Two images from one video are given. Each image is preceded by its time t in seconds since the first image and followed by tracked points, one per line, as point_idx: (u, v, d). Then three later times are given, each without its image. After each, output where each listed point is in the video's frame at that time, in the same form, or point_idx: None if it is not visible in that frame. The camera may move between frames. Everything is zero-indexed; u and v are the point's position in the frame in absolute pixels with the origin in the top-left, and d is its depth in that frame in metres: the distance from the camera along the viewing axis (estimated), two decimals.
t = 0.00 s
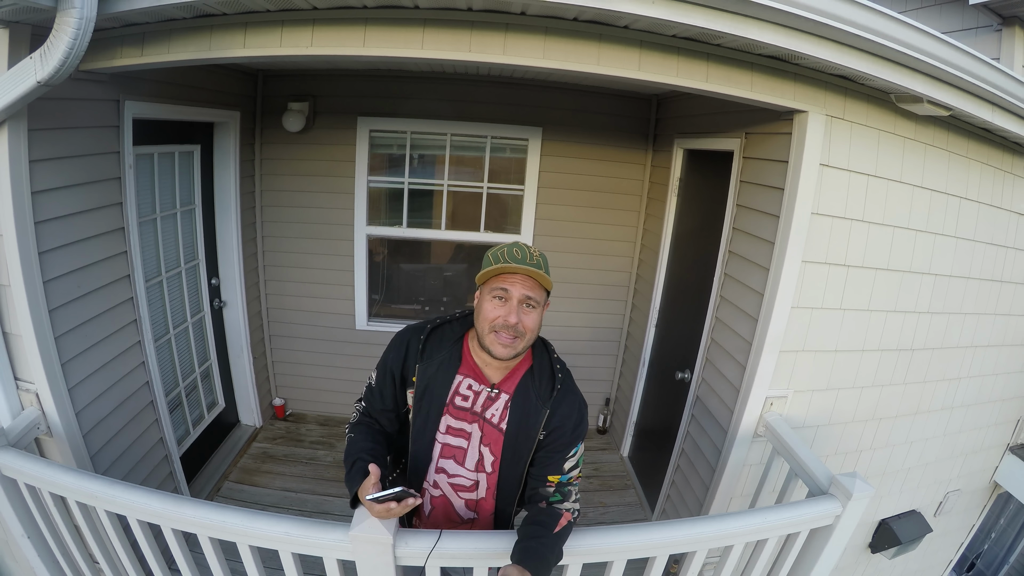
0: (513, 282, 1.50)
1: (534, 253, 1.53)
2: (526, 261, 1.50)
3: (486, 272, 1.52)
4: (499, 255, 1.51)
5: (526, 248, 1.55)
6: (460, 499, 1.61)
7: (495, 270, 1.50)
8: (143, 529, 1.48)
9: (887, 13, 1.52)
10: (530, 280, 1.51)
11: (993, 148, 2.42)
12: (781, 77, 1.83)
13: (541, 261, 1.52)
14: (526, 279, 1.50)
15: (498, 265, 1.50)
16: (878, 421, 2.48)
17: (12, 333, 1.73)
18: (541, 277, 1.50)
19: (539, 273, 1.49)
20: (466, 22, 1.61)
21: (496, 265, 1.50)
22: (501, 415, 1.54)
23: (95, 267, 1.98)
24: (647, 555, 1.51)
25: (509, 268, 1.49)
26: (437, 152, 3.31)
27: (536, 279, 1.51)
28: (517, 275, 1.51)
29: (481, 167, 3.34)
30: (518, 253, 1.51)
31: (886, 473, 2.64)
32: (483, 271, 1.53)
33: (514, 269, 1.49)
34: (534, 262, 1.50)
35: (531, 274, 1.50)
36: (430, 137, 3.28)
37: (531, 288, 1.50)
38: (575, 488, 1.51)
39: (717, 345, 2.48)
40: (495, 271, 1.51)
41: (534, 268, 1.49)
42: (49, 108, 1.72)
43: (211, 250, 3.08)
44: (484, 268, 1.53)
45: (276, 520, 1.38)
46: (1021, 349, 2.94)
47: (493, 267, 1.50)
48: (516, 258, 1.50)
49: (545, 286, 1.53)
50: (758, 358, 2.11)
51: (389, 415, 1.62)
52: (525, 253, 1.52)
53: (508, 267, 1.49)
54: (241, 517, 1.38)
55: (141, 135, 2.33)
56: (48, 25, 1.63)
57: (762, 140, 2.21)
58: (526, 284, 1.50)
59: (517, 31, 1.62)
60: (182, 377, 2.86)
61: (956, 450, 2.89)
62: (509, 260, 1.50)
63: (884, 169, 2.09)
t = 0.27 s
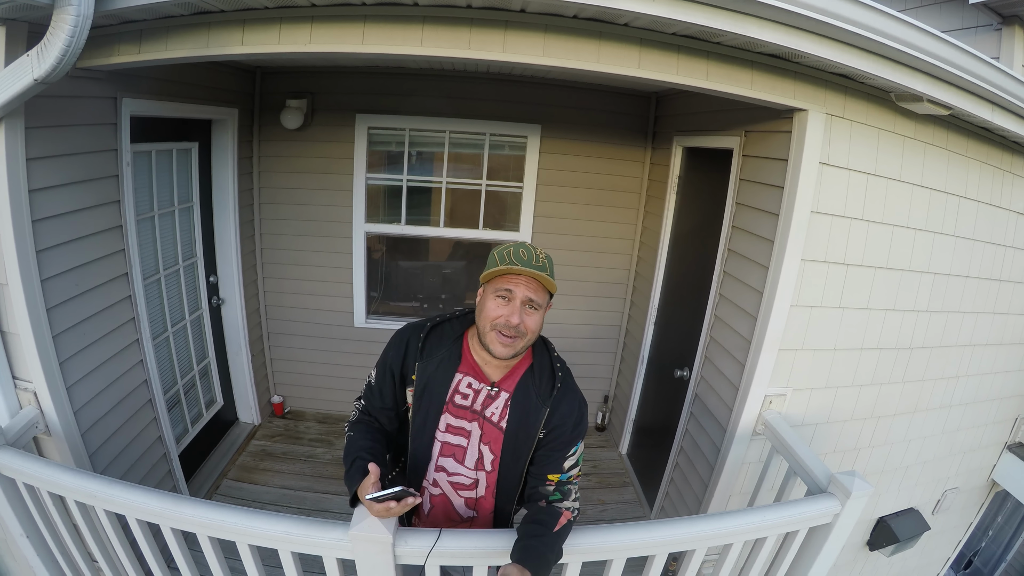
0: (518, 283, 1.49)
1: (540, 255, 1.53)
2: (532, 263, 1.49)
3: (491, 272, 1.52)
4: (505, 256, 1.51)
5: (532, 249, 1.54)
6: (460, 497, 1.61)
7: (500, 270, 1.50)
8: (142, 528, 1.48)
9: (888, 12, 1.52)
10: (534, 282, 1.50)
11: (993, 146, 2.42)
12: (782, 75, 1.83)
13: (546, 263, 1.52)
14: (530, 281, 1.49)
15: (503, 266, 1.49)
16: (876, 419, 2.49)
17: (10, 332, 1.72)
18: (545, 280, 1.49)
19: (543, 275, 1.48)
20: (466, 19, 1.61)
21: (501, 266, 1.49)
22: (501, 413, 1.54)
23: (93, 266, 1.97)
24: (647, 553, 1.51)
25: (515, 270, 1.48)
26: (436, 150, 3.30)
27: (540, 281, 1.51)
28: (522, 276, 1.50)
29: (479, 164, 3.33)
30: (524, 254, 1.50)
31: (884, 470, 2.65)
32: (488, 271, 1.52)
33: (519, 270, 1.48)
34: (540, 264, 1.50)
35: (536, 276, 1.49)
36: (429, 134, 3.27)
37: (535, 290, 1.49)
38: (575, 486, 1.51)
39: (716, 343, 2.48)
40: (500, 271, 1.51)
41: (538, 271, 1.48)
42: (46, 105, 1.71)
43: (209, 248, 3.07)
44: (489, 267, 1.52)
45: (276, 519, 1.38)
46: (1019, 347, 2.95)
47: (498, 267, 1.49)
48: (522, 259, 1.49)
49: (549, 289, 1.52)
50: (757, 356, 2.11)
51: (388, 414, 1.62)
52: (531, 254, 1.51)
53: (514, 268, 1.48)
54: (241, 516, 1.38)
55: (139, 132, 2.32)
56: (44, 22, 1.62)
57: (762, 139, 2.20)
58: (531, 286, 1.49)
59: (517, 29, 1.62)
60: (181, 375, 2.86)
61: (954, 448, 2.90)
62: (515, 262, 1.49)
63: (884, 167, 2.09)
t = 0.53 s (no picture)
0: (521, 287, 1.49)
1: (547, 261, 1.53)
2: (538, 268, 1.49)
3: (497, 271, 1.52)
4: (512, 258, 1.50)
5: (541, 254, 1.54)
6: (459, 498, 1.61)
7: (505, 271, 1.50)
8: (141, 529, 1.48)
9: (886, 13, 1.52)
10: (537, 288, 1.50)
11: (991, 147, 2.43)
12: (780, 76, 1.84)
13: (552, 270, 1.51)
14: (533, 287, 1.49)
15: (509, 268, 1.49)
16: (875, 419, 2.49)
17: (9, 332, 1.71)
18: (548, 287, 1.49)
19: (547, 282, 1.48)
20: (465, 20, 1.61)
21: (506, 266, 1.49)
22: (500, 414, 1.54)
23: (92, 266, 1.97)
24: (647, 554, 1.51)
25: (519, 272, 1.48)
26: (435, 150, 3.30)
27: (542, 288, 1.50)
28: (526, 280, 1.50)
29: (478, 165, 3.33)
30: (531, 258, 1.50)
31: (883, 471, 2.65)
32: (494, 270, 1.52)
33: (524, 274, 1.48)
34: (546, 270, 1.50)
35: (538, 282, 1.48)
36: (428, 135, 3.28)
37: (536, 296, 1.49)
38: (574, 487, 1.51)
39: (715, 343, 2.48)
40: (505, 272, 1.50)
41: (543, 277, 1.48)
42: (46, 106, 1.71)
43: (208, 249, 3.07)
44: (494, 267, 1.52)
45: (276, 520, 1.37)
46: (1018, 347, 2.96)
47: (503, 268, 1.49)
48: (529, 263, 1.49)
49: (551, 297, 1.52)
50: (756, 356, 2.12)
51: (388, 414, 1.62)
52: (538, 259, 1.51)
53: (519, 271, 1.48)
54: (241, 517, 1.38)
55: (138, 133, 2.32)
56: (44, 22, 1.62)
57: (761, 139, 2.21)
58: (533, 291, 1.49)
59: (516, 29, 1.62)
60: (180, 376, 2.85)
61: (953, 448, 2.90)
62: (521, 265, 1.49)
63: (883, 168, 2.10)
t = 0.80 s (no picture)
0: (518, 288, 1.49)
1: (545, 261, 1.53)
2: (535, 269, 1.49)
3: (494, 272, 1.52)
4: (510, 258, 1.51)
5: (538, 254, 1.54)
6: (460, 500, 1.60)
7: (502, 271, 1.50)
8: (141, 533, 1.48)
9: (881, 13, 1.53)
10: (535, 288, 1.50)
11: (986, 146, 2.44)
12: (776, 76, 1.85)
13: (550, 270, 1.52)
14: (531, 287, 1.50)
15: (506, 268, 1.49)
16: (875, 418, 2.50)
17: (9, 338, 1.71)
18: (546, 287, 1.49)
19: (545, 282, 1.48)
20: (462, 23, 1.62)
21: (504, 267, 1.50)
22: (501, 415, 1.54)
23: (92, 271, 1.97)
24: (647, 554, 1.51)
25: (517, 273, 1.48)
26: (433, 154, 3.31)
27: (540, 289, 1.51)
28: (523, 281, 1.50)
29: (476, 168, 3.34)
30: (528, 259, 1.50)
31: (884, 470, 2.65)
32: (492, 271, 1.53)
33: (521, 274, 1.48)
34: (543, 270, 1.50)
35: (536, 282, 1.49)
36: (426, 138, 3.29)
37: (534, 297, 1.50)
38: (574, 488, 1.51)
39: (714, 344, 2.49)
40: (503, 272, 1.51)
41: (540, 277, 1.48)
42: (45, 111, 1.71)
43: (207, 253, 3.07)
44: (492, 267, 1.53)
45: (276, 522, 1.37)
46: (1016, 345, 2.96)
47: (501, 268, 1.50)
48: (526, 264, 1.49)
49: (550, 297, 1.52)
50: (755, 356, 2.12)
51: (388, 417, 1.62)
52: (535, 259, 1.52)
53: (516, 271, 1.48)
54: (242, 520, 1.38)
55: (136, 138, 2.32)
56: (43, 28, 1.63)
57: (758, 140, 2.22)
58: (531, 292, 1.50)
59: (513, 32, 1.63)
60: (179, 380, 2.85)
61: (953, 446, 2.91)
62: (518, 265, 1.49)
63: (879, 167, 2.11)
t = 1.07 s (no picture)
0: (513, 286, 1.49)
1: (539, 257, 1.52)
2: (530, 265, 1.49)
3: (489, 271, 1.52)
4: (504, 256, 1.50)
5: (532, 251, 1.54)
6: (461, 500, 1.61)
7: (497, 270, 1.50)
8: (144, 535, 1.48)
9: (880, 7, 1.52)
10: (530, 285, 1.49)
11: (989, 139, 2.42)
12: (775, 71, 1.83)
13: (544, 266, 1.51)
14: (526, 284, 1.49)
15: (500, 266, 1.49)
16: (878, 414, 2.49)
17: (10, 341, 1.72)
18: (541, 283, 1.49)
19: (540, 278, 1.47)
20: (458, 21, 1.61)
21: (498, 266, 1.49)
22: (501, 415, 1.54)
23: (92, 273, 1.98)
24: (648, 553, 1.51)
25: (511, 271, 1.48)
26: (434, 151, 3.30)
27: (536, 286, 1.50)
28: (518, 279, 1.50)
29: (477, 165, 3.33)
30: (522, 256, 1.50)
31: (887, 465, 2.64)
32: (485, 271, 1.52)
33: (516, 272, 1.48)
34: (538, 266, 1.49)
35: (531, 279, 1.48)
36: (425, 137, 3.28)
37: (530, 294, 1.49)
38: (575, 487, 1.51)
39: (716, 341, 2.48)
40: (497, 271, 1.50)
41: (535, 273, 1.47)
42: (44, 115, 1.72)
43: (208, 254, 3.07)
44: (486, 267, 1.52)
45: (278, 523, 1.38)
46: (1020, 340, 2.95)
47: (495, 267, 1.49)
48: (520, 261, 1.49)
49: (546, 293, 1.51)
50: (757, 353, 2.11)
51: (389, 417, 1.62)
52: (530, 256, 1.51)
53: (511, 270, 1.48)
54: (243, 521, 1.38)
55: (135, 140, 2.33)
56: (39, 32, 1.63)
57: (758, 135, 2.20)
58: (526, 289, 1.49)
59: (509, 30, 1.62)
60: (182, 381, 2.86)
61: (956, 442, 2.89)
62: (512, 263, 1.48)
63: (880, 162, 2.09)
